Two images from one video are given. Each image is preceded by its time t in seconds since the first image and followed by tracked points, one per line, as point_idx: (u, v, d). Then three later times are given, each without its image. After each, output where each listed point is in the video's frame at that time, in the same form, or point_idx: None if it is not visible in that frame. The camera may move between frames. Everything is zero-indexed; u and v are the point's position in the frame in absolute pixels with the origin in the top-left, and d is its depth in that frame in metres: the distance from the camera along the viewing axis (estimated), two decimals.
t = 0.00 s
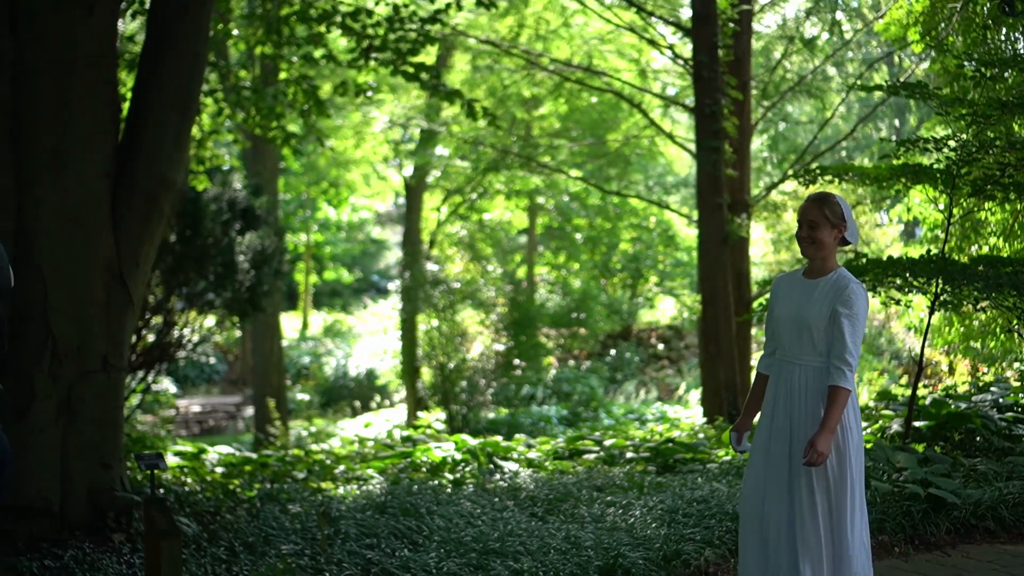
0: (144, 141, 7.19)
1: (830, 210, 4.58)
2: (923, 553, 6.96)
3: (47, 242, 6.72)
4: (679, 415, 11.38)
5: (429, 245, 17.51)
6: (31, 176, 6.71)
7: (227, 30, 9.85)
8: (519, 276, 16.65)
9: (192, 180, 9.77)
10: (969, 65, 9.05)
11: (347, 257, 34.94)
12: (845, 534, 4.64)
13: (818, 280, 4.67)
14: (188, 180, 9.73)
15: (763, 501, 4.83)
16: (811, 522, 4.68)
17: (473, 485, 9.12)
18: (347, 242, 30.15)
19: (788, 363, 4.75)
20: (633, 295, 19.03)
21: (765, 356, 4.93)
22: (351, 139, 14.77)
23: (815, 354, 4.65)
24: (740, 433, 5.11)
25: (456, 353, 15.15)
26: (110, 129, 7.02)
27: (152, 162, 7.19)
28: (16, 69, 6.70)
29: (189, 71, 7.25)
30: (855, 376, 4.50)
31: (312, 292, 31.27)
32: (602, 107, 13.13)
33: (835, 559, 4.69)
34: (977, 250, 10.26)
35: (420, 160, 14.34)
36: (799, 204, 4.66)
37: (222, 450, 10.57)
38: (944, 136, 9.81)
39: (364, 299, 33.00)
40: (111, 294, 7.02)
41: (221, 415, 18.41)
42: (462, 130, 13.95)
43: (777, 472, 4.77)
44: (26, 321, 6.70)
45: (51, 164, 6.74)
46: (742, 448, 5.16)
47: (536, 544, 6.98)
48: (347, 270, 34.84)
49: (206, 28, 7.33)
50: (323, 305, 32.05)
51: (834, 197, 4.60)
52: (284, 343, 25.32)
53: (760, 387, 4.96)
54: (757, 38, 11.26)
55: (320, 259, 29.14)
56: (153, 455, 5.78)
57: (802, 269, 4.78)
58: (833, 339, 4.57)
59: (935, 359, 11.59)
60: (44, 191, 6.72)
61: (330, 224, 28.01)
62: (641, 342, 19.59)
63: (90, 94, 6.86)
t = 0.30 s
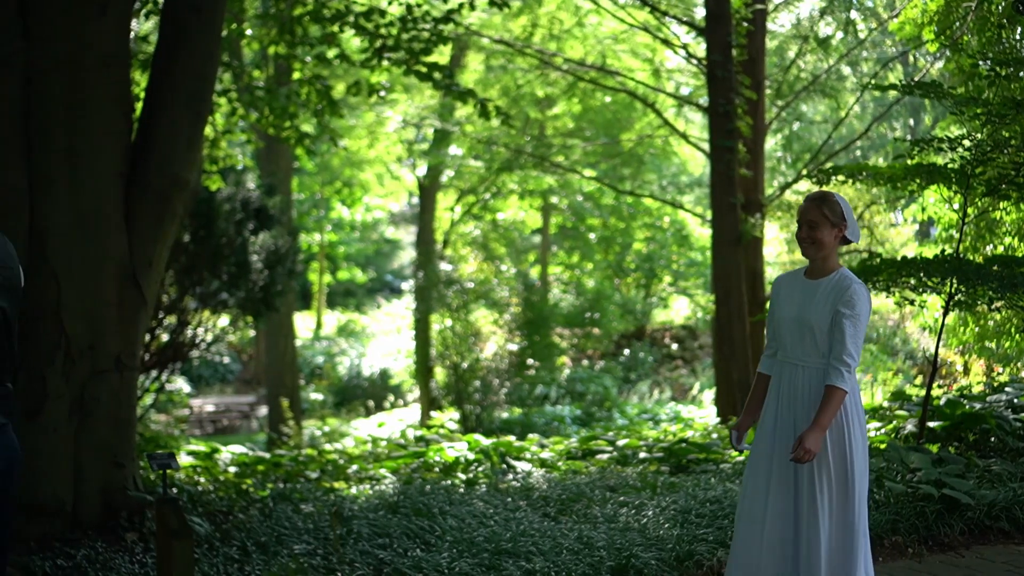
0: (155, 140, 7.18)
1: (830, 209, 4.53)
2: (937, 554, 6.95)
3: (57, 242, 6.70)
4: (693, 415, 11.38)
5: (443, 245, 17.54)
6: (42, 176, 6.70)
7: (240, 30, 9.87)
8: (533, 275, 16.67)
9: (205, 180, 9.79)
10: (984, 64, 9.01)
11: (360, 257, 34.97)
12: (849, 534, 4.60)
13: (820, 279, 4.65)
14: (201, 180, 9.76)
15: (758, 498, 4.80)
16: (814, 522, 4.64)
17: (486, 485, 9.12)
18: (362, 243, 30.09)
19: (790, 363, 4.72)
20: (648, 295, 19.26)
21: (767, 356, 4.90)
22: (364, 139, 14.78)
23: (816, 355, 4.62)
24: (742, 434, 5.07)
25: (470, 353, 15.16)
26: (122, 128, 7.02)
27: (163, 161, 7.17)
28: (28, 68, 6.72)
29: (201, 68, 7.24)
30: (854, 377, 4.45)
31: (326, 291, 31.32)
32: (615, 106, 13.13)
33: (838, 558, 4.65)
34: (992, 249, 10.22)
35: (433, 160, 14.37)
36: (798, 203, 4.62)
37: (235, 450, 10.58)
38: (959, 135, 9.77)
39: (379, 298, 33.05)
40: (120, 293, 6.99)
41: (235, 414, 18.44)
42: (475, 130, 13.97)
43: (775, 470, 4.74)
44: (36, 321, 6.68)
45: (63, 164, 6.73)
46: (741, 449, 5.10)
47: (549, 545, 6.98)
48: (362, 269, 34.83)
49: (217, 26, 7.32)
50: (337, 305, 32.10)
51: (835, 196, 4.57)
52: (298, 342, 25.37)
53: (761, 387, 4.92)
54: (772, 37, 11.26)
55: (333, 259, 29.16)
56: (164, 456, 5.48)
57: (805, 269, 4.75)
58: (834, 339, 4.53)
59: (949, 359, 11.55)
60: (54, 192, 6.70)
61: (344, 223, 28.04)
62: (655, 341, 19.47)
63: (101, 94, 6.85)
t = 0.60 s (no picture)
0: (167, 140, 7.19)
1: (825, 211, 4.54)
2: (950, 555, 6.94)
3: (69, 242, 6.68)
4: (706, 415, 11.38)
5: (456, 245, 17.58)
6: (54, 176, 6.68)
7: (254, 31, 9.90)
8: (546, 275, 16.68)
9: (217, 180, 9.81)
10: (998, 64, 8.98)
11: (374, 257, 35.02)
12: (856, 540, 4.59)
13: (817, 283, 4.64)
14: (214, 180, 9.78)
15: (759, 504, 4.77)
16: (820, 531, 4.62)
17: (498, 485, 9.11)
18: (376, 244, 30.05)
19: (789, 369, 4.71)
20: (662, 295, 19.33)
21: (764, 363, 4.89)
22: (377, 139, 14.80)
23: (816, 360, 4.61)
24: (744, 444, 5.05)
25: (483, 353, 15.18)
26: (134, 128, 7.02)
27: (175, 161, 7.18)
28: (39, 68, 6.70)
29: (213, 67, 7.26)
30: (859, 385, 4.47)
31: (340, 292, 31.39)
32: (629, 106, 13.14)
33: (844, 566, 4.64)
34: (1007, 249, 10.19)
35: (447, 160, 14.41)
36: (795, 205, 4.62)
37: (248, 450, 10.60)
38: (974, 135, 9.74)
39: (392, 299, 33.09)
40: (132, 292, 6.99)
41: (248, 414, 18.47)
42: (489, 130, 13.99)
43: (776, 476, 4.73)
44: (47, 322, 6.65)
45: (76, 164, 6.72)
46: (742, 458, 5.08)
47: (561, 545, 6.99)
48: (375, 269, 34.87)
49: (229, 26, 7.34)
50: (350, 305, 32.15)
51: (829, 198, 4.57)
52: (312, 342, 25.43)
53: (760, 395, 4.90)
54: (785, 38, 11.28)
55: (347, 259, 29.22)
56: (176, 455, 5.40)
57: (801, 272, 4.75)
58: (834, 345, 4.53)
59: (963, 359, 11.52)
60: (65, 193, 6.68)
61: (358, 223, 28.09)
62: (669, 342, 19.47)
63: (114, 94, 6.86)
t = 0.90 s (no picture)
0: (179, 140, 7.22)
1: (814, 215, 4.57)
2: (963, 556, 6.93)
3: (82, 243, 6.69)
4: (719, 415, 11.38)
5: (470, 245, 17.61)
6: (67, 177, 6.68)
7: (267, 31, 9.94)
8: (559, 275, 16.71)
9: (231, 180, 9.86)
10: (1013, 64, 8.96)
11: (388, 258, 35.06)
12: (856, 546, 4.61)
13: (808, 287, 4.68)
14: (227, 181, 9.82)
15: (754, 513, 4.75)
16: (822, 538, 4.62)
17: (511, 485, 9.11)
18: (390, 244, 30.00)
19: (783, 375, 4.71)
20: (675, 295, 19.45)
21: (756, 370, 4.89)
22: (391, 139, 14.83)
23: (811, 365, 4.63)
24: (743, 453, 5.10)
25: (497, 353, 15.21)
26: (147, 128, 7.03)
27: (187, 161, 7.20)
28: (52, 67, 6.67)
29: (225, 67, 7.28)
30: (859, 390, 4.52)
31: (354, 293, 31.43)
32: (642, 106, 13.15)
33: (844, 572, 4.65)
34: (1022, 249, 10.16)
35: (461, 160, 14.45)
36: (783, 210, 4.65)
37: (261, 450, 10.61)
38: (988, 135, 9.72)
39: (406, 299, 33.13)
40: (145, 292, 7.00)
41: (262, 414, 18.50)
42: (502, 130, 14.01)
43: (770, 485, 4.71)
44: (61, 322, 6.65)
45: (89, 164, 6.72)
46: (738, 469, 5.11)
47: (573, 545, 7.00)
48: (389, 269, 34.89)
49: (241, 25, 7.35)
50: (364, 306, 32.18)
51: (818, 200, 4.61)
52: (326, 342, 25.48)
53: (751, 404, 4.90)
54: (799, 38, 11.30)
55: (360, 259, 29.27)
56: (189, 454, 5.44)
57: (791, 276, 4.78)
58: (831, 349, 4.57)
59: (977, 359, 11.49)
60: (78, 193, 6.68)
61: (371, 223, 28.11)
62: (683, 342, 19.67)
63: (126, 94, 6.87)
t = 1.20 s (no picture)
0: (195, 140, 7.24)
1: (803, 219, 4.82)
2: (979, 557, 6.90)
3: (98, 243, 6.71)
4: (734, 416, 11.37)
5: (485, 245, 17.65)
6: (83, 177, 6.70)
7: (281, 32, 9.98)
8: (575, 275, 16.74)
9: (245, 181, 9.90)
10: None
11: (403, 258, 35.08)
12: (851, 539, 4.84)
13: (797, 292, 4.90)
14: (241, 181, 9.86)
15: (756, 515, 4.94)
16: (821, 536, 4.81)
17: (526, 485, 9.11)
18: (405, 245, 29.96)
19: (775, 380, 4.91)
20: (690, 295, 19.23)
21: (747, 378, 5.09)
22: (406, 139, 14.86)
23: (803, 369, 4.82)
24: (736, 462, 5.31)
25: (512, 353, 15.21)
26: (162, 129, 7.05)
27: (203, 161, 7.21)
28: (67, 68, 6.69)
29: (240, 68, 7.29)
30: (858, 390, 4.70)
31: (370, 294, 31.50)
32: (657, 107, 13.15)
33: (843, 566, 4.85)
34: None
35: (476, 160, 14.53)
36: (771, 215, 4.88)
37: (275, 450, 10.63)
38: (1005, 134, 9.69)
39: (421, 300, 33.17)
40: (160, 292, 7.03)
41: (278, 414, 18.52)
42: (517, 130, 14.04)
43: (770, 487, 4.91)
44: (78, 322, 6.67)
45: (104, 165, 6.74)
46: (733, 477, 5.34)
47: (588, 546, 7.00)
48: (404, 270, 34.91)
49: (256, 26, 7.37)
50: (378, 306, 32.21)
51: (805, 206, 4.84)
52: (341, 343, 25.52)
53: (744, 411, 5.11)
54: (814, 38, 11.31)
55: (375, 259, 29.31)
56: (202, 454, 5.48)
57: (780, 282, 5.00)
58: (825, 351, 4.77)
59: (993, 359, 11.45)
60: (94, 192, 6.70)
61: (387, 224, 28.18)
62: (697, 342, 19.78)
63: (141, 95, 6.89)
